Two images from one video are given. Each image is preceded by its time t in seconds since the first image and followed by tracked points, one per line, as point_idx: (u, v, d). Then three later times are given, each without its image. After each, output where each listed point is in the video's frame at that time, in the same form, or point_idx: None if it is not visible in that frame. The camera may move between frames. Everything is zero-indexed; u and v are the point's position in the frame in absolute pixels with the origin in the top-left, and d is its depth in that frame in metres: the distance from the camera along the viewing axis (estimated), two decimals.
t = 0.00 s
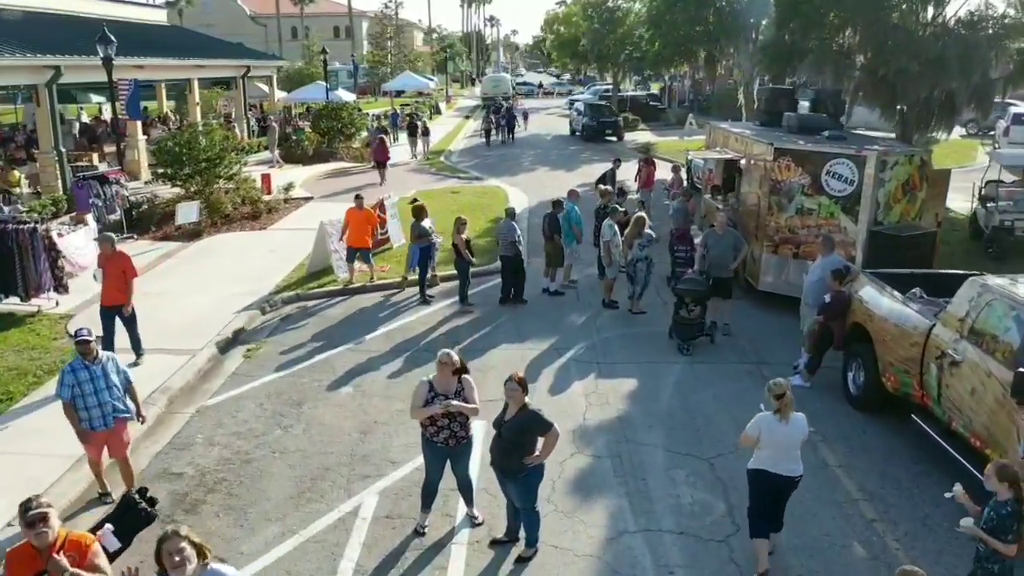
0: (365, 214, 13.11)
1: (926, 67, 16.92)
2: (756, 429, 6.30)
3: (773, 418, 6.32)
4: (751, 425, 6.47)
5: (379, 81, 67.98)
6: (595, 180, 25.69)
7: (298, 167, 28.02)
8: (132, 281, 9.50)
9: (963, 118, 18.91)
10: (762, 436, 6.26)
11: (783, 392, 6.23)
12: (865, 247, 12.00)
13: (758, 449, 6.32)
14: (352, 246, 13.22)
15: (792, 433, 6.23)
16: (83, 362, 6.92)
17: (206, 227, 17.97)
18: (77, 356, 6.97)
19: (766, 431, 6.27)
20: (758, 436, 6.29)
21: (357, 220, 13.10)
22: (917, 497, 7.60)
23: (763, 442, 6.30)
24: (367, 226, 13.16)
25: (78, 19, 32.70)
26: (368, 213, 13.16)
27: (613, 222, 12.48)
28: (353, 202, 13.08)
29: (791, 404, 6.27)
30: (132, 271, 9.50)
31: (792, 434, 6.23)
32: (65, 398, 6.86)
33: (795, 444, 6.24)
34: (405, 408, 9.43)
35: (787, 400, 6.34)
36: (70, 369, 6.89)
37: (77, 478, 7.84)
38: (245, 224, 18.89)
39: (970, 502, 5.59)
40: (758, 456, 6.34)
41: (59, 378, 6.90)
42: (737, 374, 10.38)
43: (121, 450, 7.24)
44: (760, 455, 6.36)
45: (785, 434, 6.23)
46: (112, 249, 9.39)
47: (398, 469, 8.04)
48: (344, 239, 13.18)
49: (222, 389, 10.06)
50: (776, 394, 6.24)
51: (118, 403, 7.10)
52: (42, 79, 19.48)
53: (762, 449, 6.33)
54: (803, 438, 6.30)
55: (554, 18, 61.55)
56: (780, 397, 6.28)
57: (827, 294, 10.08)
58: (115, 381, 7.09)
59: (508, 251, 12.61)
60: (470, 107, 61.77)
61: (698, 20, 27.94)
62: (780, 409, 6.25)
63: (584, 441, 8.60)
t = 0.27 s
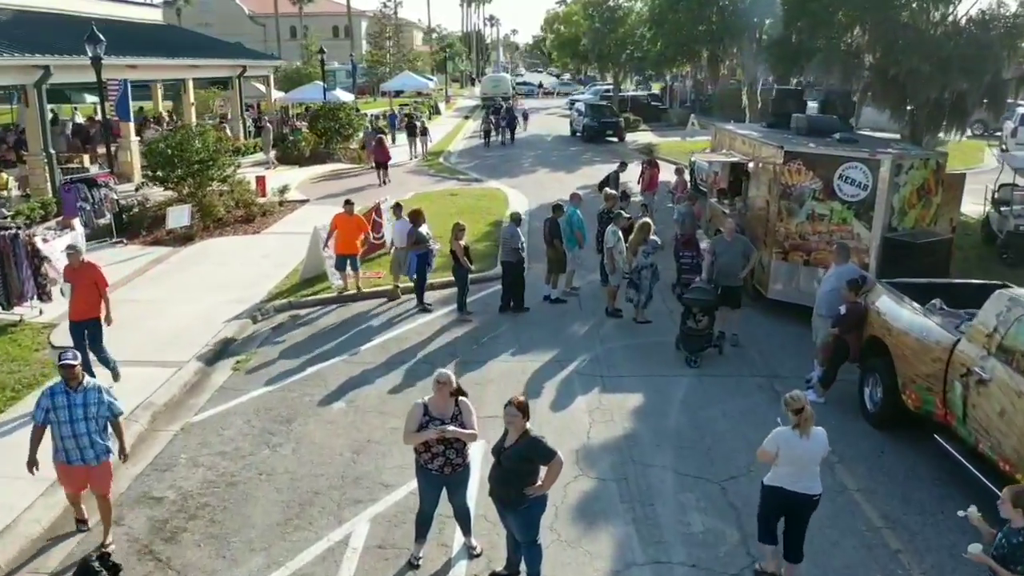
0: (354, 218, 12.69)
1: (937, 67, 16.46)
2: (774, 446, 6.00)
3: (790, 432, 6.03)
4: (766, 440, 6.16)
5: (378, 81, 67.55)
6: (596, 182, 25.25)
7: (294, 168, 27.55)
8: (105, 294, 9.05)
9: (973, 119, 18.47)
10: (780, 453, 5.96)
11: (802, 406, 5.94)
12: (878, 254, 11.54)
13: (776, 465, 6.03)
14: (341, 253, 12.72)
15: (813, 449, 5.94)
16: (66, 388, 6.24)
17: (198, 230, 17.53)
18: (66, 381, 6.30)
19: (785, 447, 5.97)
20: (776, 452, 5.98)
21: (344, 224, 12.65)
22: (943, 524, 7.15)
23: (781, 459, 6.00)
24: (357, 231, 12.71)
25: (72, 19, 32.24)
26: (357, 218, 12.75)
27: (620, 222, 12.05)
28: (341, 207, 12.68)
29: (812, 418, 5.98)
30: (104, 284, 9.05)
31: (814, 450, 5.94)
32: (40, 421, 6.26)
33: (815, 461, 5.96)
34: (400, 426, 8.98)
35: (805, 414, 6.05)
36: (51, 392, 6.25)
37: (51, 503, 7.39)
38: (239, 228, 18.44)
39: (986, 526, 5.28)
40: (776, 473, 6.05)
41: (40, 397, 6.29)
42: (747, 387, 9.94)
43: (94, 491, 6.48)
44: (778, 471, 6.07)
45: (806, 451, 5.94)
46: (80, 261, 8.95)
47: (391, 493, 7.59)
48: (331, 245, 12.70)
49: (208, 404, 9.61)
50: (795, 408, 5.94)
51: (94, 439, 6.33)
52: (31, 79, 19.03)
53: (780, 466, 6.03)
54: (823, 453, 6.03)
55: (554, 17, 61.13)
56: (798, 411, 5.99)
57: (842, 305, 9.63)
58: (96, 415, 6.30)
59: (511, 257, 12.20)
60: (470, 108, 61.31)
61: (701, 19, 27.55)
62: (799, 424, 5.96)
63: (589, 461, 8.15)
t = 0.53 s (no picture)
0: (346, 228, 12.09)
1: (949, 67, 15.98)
2: (784, 463, 5.78)
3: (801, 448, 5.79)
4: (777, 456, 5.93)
5: (376, 81, 67.11)
6: (598, 184, 24.81)
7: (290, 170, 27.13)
8: (76, 310, 8.58)
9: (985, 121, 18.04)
10: (790, 472, 5.74)
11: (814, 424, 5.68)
12: (893, 261, 11.14)
13: (787, 482, 5.82)
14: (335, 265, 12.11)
15: (825, 467, 5.71)
16: (39, 418, 5.75)
17: (190, 234, 17.10)
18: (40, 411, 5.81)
19: (796, 465, 5.74)
20: (787, 471, 5.76)
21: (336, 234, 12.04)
22: (971, 554, 6.72)
23: (792, 477, 5.78)
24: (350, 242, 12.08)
25: (66, 18, 31.77)
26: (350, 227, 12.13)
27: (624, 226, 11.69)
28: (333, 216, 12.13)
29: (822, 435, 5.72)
30: (76, 299, 8.58)
31: (825, 468, 5.70)
32: (11, 450, 5.78)
33: (828, 478, 5.73)
34: (395, 444, 8.55)
35: (818, 431, 5.81)
36: (23, 421, 5.76)
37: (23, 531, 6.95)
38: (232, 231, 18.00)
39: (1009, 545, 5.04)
40: (787, 491, 5.85)
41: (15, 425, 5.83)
42: (759, 401, 9.50)
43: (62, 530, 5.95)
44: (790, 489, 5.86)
45: (817, 470, 5.71)
46: (49, 275, 8.50)
47: (385, 519, 7.15)
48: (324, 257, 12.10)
49: (195, 420, 9.18)
50: (806, 425, 5.69)
51: (65, 475, 5.80)
52: (19, 80, 18.58)
53: (792, 484, 5.81)
54: (836, 470, 5.79)
55: (554, 17, 60.65)
56: (810, 429, 5.75)
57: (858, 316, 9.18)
58: (70, 449, 5.79)
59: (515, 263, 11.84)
60: (469, 108, 60.83)
61: (704, 18, 27.15)
62: (809, 441, 5.73)
63: (594, 483, 7.71)
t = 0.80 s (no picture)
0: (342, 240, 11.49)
1: (963, 67, 15.44)
2: (792, 478, 5.70)
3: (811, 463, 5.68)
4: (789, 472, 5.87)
5: (375, 81, 66.57)
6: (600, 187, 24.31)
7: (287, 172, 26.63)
8: (37, 331, 8.03)
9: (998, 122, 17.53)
10: (797, 488, 5.66)
11: (820, 439, 5.56)
12: (910, 270, 10.62)
13: (796, 499, 5.73)
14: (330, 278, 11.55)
15: (833, 484, 5.59)
16: None
17: (181, 240, 16.63)
18: None
19: (803, 481, 5.66)
20: (795, 487, 5.69)
21: (332, 246, 11.44)
22: None
23: (800, 493, 5.70)
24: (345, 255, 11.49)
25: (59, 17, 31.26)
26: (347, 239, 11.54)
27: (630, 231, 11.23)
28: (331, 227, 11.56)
29: (830, 451, 5.60)
30: (38, 320, 8.03)
31: (832, 485, 5.58)
32: None
33: (837, 495, 5.60)
34: (388, 468, 8.06)
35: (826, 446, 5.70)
36: None
37: None
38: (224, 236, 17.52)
39: None
40: (797, 507, 5.76)
41: None
42: (772, 419, 9.02)
43: None
44: (800, 506, 5.77)
45: (824, 487, 5.60)
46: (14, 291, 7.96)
47: (375, 553, 6.66)
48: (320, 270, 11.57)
49: (178, 441, 8.69)
50: (813, 440, 5.58)
51: (23, 527, 5.05)
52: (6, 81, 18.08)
53: (801, 500, 5.73)
54: (848, 488, 5.64)
55: (555, 17, 60.09)
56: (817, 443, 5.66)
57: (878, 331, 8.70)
58: (24, 499, 5.00)
59: (516, 272, 11.39)
60: (469, 109, 60.29)
61: (707, 18, 26.66)
62: (817, 456, 5.61)
63: (599, 512, 7.23)
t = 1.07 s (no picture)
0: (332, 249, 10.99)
1: (975, 68, 15.05)
2: (808, 499, 5.49)
3: (828, 485, 5.46)
4: (805, 493, 5.65)
5: (374, 81, 66.13)
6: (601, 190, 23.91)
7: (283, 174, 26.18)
8: None
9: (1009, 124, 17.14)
10: (813, 509, 5.44)
11: (839, 459, 5.32)
12: (926, 279, 10.19)
13: (812, 521, 5.51)
14: (321, 291, 11.04)
15: (849, 507, 5.36)
16: None
17: (171, 245, 16.21)
18: None
19: (819, 503, 5.43)
20: (810, 508, 5.47)
21: (322, 256, 10.97)
22: None
23: (816, 515, 5.47)
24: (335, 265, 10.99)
25: (53, 17, 30.83)
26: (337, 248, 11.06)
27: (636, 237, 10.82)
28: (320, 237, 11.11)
29: (848, 472, 5.37)
30: None
31: (849, 508, 5.35)
32: None
33: (854, 520, 5.36)
34: (381, 491, 7.63)
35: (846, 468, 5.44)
36: None
37: None
38: (217, 241, 17.09)
39: None
40: (813, 530, 5.53)
41: None
42: (785, 438, 8.59)
43: None
44: (816, 529, 5.54)
45: (841, 510, 5.37)
46: None
47: None
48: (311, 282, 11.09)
49: (160, 461, 8.25)
50: (832, 460, 5.36)
51: None
52: None
53: (817, 523, 5.50)
54: (866, 512, 5.40)
55: (555, 17, 59.69)
56: (836, 465, 5.40)
57: (897, 346, 8.28)
58: None
59: (517, 280, 10.99)
60: (469, 109, 59.90)
61: (710, 17, 26.26)
62: (834, 477, 5.39)
63: (605, 541, 6.80)
